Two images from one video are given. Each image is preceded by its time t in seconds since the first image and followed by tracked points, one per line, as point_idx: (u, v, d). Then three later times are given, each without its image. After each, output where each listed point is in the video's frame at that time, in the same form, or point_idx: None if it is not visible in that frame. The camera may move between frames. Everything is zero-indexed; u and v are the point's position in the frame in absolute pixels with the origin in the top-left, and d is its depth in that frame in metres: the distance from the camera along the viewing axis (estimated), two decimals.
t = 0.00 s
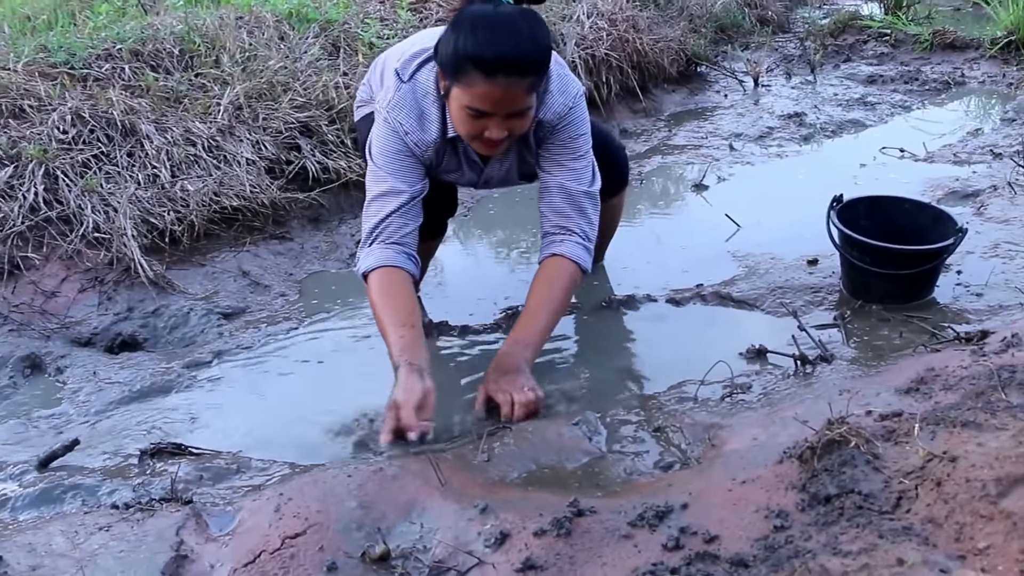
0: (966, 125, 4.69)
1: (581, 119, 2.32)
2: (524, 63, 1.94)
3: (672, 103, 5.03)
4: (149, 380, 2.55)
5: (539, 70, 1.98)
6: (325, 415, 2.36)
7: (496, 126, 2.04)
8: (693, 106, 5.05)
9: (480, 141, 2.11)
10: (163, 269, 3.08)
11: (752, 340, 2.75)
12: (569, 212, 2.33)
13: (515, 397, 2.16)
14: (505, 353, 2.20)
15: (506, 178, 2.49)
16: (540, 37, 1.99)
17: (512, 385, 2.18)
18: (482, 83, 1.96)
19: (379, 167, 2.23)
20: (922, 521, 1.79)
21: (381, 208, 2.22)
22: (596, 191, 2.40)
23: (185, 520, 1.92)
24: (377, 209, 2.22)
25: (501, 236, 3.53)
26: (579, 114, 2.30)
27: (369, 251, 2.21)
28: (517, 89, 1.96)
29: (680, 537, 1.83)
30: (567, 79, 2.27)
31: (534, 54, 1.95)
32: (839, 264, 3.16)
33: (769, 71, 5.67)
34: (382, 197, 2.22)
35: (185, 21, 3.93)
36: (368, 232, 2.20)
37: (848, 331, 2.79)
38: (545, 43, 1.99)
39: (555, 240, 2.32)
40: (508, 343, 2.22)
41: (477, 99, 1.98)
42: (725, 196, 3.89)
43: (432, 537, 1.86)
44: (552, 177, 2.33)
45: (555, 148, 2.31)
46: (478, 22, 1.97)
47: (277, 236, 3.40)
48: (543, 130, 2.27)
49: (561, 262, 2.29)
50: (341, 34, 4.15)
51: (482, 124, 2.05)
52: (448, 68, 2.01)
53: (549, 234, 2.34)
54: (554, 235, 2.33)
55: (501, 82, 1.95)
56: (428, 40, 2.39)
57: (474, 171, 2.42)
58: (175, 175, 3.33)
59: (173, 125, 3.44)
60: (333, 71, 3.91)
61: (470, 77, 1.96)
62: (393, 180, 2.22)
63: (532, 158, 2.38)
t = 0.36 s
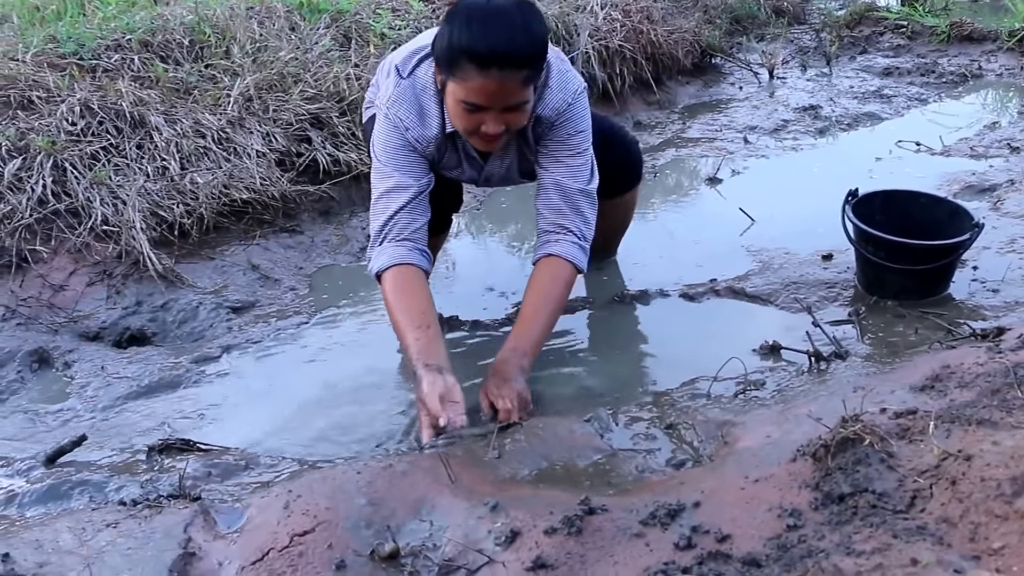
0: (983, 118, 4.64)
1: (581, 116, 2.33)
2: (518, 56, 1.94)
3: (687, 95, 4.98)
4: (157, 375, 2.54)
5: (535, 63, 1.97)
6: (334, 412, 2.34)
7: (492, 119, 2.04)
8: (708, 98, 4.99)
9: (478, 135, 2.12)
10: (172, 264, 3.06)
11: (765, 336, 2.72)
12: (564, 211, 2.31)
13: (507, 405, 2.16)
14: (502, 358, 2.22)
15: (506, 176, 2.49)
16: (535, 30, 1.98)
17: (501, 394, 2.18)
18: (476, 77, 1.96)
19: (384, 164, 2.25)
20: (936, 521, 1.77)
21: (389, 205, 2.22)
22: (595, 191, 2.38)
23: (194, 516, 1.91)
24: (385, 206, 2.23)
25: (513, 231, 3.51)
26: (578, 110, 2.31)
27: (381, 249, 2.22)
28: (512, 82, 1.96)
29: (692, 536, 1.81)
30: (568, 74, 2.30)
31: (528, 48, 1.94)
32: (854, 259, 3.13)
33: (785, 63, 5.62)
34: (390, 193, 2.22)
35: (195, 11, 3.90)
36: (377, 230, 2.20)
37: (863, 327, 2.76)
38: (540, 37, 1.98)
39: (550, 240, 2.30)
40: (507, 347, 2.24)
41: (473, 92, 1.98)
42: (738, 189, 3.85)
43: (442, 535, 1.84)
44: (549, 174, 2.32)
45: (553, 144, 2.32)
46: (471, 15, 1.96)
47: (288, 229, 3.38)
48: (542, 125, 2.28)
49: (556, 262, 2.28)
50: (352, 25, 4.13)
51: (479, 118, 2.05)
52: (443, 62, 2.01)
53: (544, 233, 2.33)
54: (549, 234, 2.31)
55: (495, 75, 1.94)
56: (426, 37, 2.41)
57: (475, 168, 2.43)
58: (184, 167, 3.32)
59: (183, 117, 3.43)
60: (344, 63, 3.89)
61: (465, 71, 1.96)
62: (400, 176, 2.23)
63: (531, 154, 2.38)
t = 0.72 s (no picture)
0: (996, 105, 4.58)
1: (604, 107, 2.32)
2: (551, 45, 1.93)
3: (704, 80, 4.91)
4: (166, 374, 2.53)
5: (565, 51, 1.96)
6: (348, 413, 2.33)
7: (522, 108, 2.02)
8: (724, 84, 4.92)
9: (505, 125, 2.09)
10: (182, 257, 3.02)
11: (777, 332, 2.68)
12: (591, 203, 2.30)
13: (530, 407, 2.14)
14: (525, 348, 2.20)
15: (528, 168, 2.48)
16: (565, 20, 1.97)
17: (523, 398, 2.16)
18: (507, 64, 1.94)
19: (407, 154, 2.23)
20: (942, 530, 1.74)
21: (413, 196, 2.21)
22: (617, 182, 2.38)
23: (200, 524, 1.90)
24: (408, 197, 2.21)
25: (526, 217, 3.46)
26: (603, 99, 2.31)
27: (404, 241, 2.20)
28: (543, 69, 1.94)
29: (699, 544, 1.78)
30: (593, 65, 2.29)
31: (559, 35, 1.94)
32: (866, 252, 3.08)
33: (800, 48, 5.53)
34: (414, 183, 2.21)
35: None
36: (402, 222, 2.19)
37: (873, 323, 2.72)
38: (570, 26, 1.97)
39: (573, 232, 2.30)
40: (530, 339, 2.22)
41: (503, 80, 1.96)
42: (752, 178, 3.79)
43: (449, 543, 1.81)
44: (575, 165, 2.30)
45: (578, 135, 2.31)
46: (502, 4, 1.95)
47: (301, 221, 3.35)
48: (567, 114, 2.27)
49: (581, 253, 2.28)
50: (370, 8, 4.04)
51: (508, 106, 2.03)
52: (473, 50, 1.99)
53: (567, 225, 2.32)
54: (572, 225, 2.30)
55: (527, 63, 1.92)
56: (446, 29, 2.39)
57: (497, 159, 2.41)
58: (197, 158, 3.28)
59: (196, 106, 3.38)
60: (361, 49, 3.80)
61: (496, 59, 1.94)
62: (426, 166, 2.21)
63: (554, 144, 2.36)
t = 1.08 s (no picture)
0: (993, 96, 4.57)
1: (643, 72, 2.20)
2: (629, 8, 1.75)
3: (704, 69, 4.87)
4: (162, 373, 2.52)
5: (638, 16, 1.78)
6: (344, 417, 2.34)
7: (591, 74, 1.84)
8: (725, 73, 4.88)
9: (568, 91, 1.92)
10: (179, 253, 2.99)
11: (774, 330, 2.67)
12: (632, 168, 2.24)
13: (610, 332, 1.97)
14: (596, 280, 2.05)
15: (560, 127, 2.37)
16: None
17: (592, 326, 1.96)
18: (583, 32, 1.75)
19: (446, 109, 2.02)
20: (931, 546, 1.75)
21: (450, 153, 2.02)
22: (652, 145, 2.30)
23: (191, 534, 1.89)
24: (444, 154, 2.02)
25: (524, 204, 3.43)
26: (646, 64, 2.19)
27: (438, 195, 2.04)
28: (618, 36, 1.76)
29: (691, 558, 1.79)
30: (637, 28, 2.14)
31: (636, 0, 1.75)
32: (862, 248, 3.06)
33: (800, 36, 5.49)
34: (451, 141, 2.02)
35: None
36: (437, 177, 2.02)
37: (868, 321, 2.71)
38: None
39: (615, 194, 2.24)
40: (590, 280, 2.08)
41: (577, 47, 1.78)
42: (754, 171, 3.75)
43: (441, 555, 1.82)
44: (618, 132, 2.22)
45: (620, 100, 2.21)
46: None
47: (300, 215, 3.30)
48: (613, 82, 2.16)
49: (625, 213, 2.23)
50: None
51: (578, 73, 1.85)
52: (542, 13, 1.79)
53: (606, 186, 2.26)
54: (613, 188, 2.24)
55: (605, 30, 1.74)
56: None
57: (533, 120, 2.27)
58: (197, 152, 3.24)
59: (196, 99, 3.32)
60: (363, 39, 3.81)
61: (572, 24, 1.75)
62: (467, 126, 2.01)
63: (594, 109, 2.25)
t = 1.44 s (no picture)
0: (928, 122, 4.66)
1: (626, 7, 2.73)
2: None
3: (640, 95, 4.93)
4: (86, 415, 2.49)
5: None
6: (270, 459, 2.32)
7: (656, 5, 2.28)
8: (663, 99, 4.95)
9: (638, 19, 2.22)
10: (106, 289, 3.00)
11: (704, 369, 2.71)
12: (651, 79, 2.71)
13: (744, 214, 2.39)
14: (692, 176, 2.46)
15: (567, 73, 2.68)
16: None
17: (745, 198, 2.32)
18: None
19: (521, 52, 2.04)
20: None
21: (541, 94, 2.06)
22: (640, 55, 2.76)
23: None
24: (536, 93, 2.06)
25: (463, 223, 3.50)
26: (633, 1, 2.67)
27: (552, 135, 2.10)
28: None
29: None
30: None
31: None
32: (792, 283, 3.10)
33: (738, 62, 5.60)
34: (544, 81, 2.06)
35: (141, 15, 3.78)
36: (544, 118, 2.07)
37: (800, 359, 2.77)
38: None
39: (648, 105, 2.72)
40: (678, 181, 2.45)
41: None
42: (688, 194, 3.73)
43: None
44: (643, 55, 2.65)
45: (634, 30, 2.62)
46: None
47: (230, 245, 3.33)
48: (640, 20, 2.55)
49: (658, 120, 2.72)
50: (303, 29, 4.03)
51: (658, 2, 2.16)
52: None
53: (637, 100, 2.71)
54: (647, 102, 2.71)
55: None
56: None
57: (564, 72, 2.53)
58: (124, 186, 3.25)
59: (124, 132, 3.34)
60: (294, 70, 3.83)
61: None
62: (542, 61, 2.06)
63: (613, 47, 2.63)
